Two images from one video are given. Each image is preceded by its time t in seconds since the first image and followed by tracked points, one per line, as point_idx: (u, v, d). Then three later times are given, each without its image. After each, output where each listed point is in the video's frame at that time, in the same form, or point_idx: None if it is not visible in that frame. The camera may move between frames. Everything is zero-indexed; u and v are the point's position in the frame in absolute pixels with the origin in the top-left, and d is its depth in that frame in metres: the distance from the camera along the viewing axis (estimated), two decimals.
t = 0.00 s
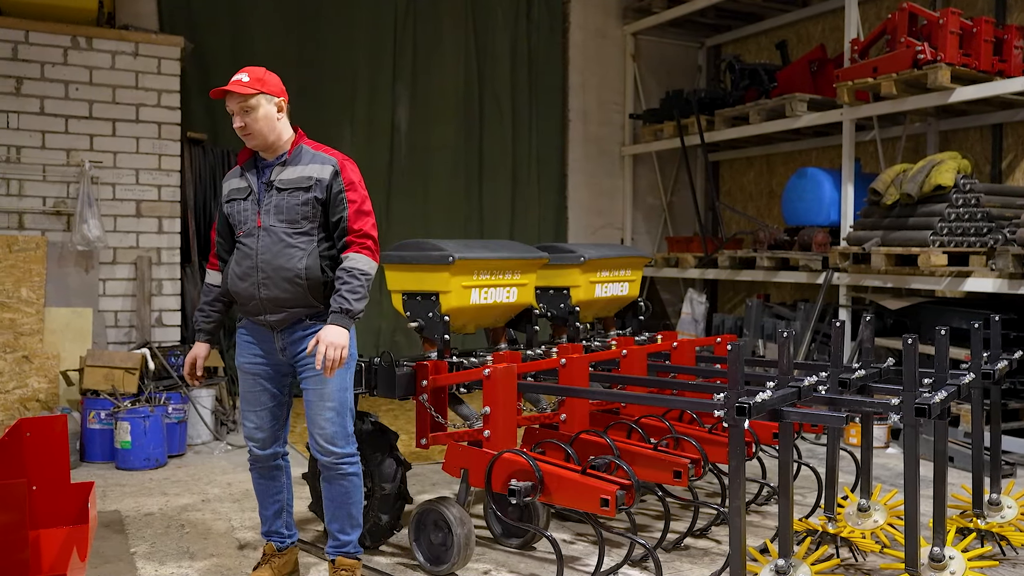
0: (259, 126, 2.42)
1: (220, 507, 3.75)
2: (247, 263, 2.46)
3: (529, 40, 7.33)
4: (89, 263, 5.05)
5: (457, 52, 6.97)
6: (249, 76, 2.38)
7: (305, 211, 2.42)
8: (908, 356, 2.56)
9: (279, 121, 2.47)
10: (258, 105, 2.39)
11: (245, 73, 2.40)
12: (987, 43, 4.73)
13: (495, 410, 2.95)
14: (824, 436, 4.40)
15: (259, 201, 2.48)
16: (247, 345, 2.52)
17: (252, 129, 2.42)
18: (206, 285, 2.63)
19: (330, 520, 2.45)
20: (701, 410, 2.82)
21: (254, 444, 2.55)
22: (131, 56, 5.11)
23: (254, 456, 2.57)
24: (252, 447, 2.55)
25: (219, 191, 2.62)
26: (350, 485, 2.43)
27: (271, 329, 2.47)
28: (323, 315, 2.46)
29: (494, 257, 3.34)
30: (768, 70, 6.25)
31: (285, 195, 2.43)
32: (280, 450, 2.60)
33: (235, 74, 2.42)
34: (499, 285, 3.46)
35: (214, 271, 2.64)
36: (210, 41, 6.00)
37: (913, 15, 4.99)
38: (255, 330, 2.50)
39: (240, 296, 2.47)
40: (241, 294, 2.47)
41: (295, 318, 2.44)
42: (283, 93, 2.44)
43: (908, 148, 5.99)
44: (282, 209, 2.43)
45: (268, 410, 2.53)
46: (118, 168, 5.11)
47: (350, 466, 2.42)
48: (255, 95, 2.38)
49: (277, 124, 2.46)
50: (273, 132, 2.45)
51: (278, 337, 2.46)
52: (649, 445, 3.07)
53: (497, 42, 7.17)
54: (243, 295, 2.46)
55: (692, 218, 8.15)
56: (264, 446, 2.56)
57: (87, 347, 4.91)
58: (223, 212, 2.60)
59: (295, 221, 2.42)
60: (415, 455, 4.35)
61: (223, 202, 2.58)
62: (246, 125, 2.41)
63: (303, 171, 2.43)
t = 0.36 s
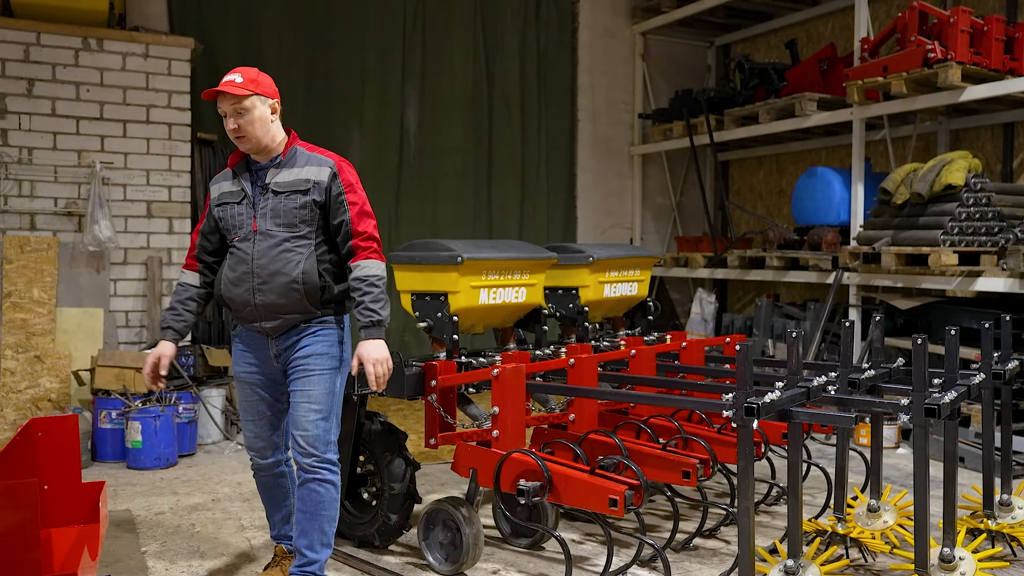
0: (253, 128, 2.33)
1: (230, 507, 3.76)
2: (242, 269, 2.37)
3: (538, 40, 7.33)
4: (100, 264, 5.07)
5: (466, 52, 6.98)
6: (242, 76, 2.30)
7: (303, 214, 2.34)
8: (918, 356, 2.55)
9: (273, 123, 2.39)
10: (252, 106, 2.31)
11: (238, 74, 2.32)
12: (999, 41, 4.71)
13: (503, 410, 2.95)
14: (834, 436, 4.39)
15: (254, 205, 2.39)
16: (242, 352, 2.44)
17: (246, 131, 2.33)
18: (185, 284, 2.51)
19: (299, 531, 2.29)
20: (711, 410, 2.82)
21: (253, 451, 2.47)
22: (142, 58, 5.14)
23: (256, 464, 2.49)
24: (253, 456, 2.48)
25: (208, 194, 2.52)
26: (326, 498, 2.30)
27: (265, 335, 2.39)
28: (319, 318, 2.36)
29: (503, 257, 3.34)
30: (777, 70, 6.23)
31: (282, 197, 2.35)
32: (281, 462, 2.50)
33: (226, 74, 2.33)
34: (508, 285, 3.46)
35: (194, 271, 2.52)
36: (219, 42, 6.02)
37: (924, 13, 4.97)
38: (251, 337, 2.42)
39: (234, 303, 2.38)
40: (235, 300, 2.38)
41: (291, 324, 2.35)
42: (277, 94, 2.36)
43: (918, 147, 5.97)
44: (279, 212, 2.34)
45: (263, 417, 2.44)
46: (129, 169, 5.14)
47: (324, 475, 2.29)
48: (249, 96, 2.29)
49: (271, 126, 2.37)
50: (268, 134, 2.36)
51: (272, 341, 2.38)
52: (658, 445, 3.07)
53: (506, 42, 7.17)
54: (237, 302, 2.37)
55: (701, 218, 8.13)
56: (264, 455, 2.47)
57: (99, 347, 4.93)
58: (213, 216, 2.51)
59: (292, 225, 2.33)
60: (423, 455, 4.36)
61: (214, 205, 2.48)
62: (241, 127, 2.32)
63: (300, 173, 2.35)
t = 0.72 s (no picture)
0: (275, 123, 2.21)
1: (251, 506, 3.79)
2: (262, 275, 2.20)
3: (559, 41, 7.33)
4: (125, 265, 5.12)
5: (487, 53, 6.99)
6: (268, 67, 2.18)
7: (333, 219, 2.23)
8: (938, 359, 2.52)
9: (296, 119, 2.27)
10: (276, 99, 2.19)
11: (262, 64, 2.19)
12: None
13: (522, 412, 2.94)
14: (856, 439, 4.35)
15: (278, 206, 2.24)
16: (253, 368, 2.29)
17: (268, 126, 2.21)
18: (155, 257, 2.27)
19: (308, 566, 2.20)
20: (730, 413, 2.81)
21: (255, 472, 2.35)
22: (165, 61, 5.19)
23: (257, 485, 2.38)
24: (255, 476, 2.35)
25: (214, 189, 2.32)
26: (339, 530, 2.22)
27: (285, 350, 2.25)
28: (343, 334, 2.26)
29: (522, 259, 3.34)
30: (800, 69, 6.19)
31: (311, 200, 2.22)
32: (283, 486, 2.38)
33: (249, 63, 2.21)
34: (527, 286, 3.46)
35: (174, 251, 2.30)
36: (242, 45, 6.07)
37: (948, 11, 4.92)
38: (266, 354, 2.27)
39: (251, 312, 2.21)
40: (253, 309, 2.21)
41: (315, 338, 2.23)
42: (303, 89, 2.25)
43: (943, 147, 5.91)
44: (308, 215, 2.22)
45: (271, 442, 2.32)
46: (153, 171, 5.19)
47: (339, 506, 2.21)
48: (274, 88, 2.18)
49: (293, 123, 2.25)
50: (290, 131, 2.24)
51: (292, 361, 2.25)
52: (677, 447, 3.05)
53: (527, 42, 7.17)
54: (257, 312, 2.20)
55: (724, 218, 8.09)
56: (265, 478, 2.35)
57: (123, 348, 4.98)
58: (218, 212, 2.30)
59: (321, 230, 2.21)
60: (443, 456, 4.37)
61: (223, 202, 2.28)
62: (262, 120, 2.19)
63: (330, 176, 2.25)
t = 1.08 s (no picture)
0: (326, 107, 1.94)
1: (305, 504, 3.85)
2: (329, 269, 1.92)
3: (612, 41, 7.31)
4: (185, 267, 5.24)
5: (540, 55, 7.00)
6: (318, 45, 1.90)
7: (398, 207, 2.01)
8: (996, 365, 2.46)
9: (345, 102, 2.00)
10: (326, 81, 1.91)
11: (311, 40, 1.91)
12: None
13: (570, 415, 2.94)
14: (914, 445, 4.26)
15: (337, 193, 1.96)
16: (303, 362, 1.96)
17: (317, 110, 1.93)
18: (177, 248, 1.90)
19: (349, 571, 2.04)
20: (781, 417, 2.78)
21: (293, 488, 1.87)
22: (224, 67, 5.31)
23: (282, 508, 1.87)
24: (288, 496, 1.87)
25: (253, 172, 1.98)
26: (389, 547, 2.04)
27: (345, 350, 1.96)
28: (402, 335, 2.03)
29: (571, 261, 3.34)
30: (858, 67, 6.07)
31: (375, 187, 1.99)
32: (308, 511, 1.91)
33: (293, 39, 1.92)
34: (576, 288, 3.47)
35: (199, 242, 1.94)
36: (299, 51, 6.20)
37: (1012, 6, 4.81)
38: (323, 347, 1.97)
39: (313, 310, 1.91)
40: (316, 308, 1.91)
41: (379, 336, 1.99)
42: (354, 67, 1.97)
43: (1008, 145, 5.75)
44: (372, 203, 1.98)
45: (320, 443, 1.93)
46: (212, 175, 5.31)
47: (393, 517, 2.03)
48: (325, 69, 1.90)
49: (345, 104, 1.99)
50: (339, 115, 1.98)
51: (358, 357, 1.98)
52: (727, 451, 3.03)
53: (580, 43, 7.16)
54: (324, 311, 1.91)
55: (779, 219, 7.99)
56: (301, 496, 1.88)
57: (183, 347, 5.11)
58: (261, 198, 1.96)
59: (388, 220, 1.99)
60: (493, 456, 4.39)
61: (270, 186, 1.95)
62: (312, 105, 1.92)
63: (389, 161, 2.04)
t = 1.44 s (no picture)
0: (361, 95, 1.88)
1: (365, 502, 3.92)
2: (357, 272, 1.82)
3: (674, 43, 7.25)
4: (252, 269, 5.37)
5: (601, 58, 6.99)
6: (353, 30, 1.88)
7: (428, 209, 1.93)
8: None
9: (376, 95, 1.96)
10: (362, 66, 1.88)
11: (345, 27, 1.88)
12: None
13: (624, 418, 2.94)
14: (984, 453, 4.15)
15: (365, 192, 1.88)
16: (322, 379, 1.86)
17: (352, 97, 1.88)
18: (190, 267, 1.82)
19: None
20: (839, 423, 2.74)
21: (314, 521, 1.86)
22: (290, 74, 5.43)
23: (304, 540, 1.86)
24: (309, 529, 1.85)
25: (273, 171, 1.87)
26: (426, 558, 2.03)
27: (372, 361, 1.88)
28: (428, 349, 1.95)
29: (626, 264, 3.34)
30: (927, 65, 5.93)
31: (405, 187, 1.91)
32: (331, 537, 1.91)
33: (325, 27, 1.89)
34: (632, 292, 3.46)
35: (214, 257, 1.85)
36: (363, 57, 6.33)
37: None
38: (346, 362, 1.87)
39: (340, 316, 1.81)
40: (343, 314, 1.81)
41: (407, 347, 1.90)
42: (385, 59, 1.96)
43: None
44: (402, 204, 1.90)
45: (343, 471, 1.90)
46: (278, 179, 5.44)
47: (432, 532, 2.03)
48: (362, 53, 1.86)
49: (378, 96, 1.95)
50: (372, 107, 1.93)
51: (384, 371, 1.89)
52: (785, 457, 2.99)
53: (641, 44, 7.13)
54: (352, 318, 1.82)
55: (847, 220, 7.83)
56: (324, 526, 1.88)
57: (250, 347, 5.24)
58: (283, 199, 1.85)
59: (418, 222, 1.91)
60: (551, 459, 4.40)
61: (292, 186, 1.85)
62: (349, 91, 1.87)
63: (418, 161, 1.96)
